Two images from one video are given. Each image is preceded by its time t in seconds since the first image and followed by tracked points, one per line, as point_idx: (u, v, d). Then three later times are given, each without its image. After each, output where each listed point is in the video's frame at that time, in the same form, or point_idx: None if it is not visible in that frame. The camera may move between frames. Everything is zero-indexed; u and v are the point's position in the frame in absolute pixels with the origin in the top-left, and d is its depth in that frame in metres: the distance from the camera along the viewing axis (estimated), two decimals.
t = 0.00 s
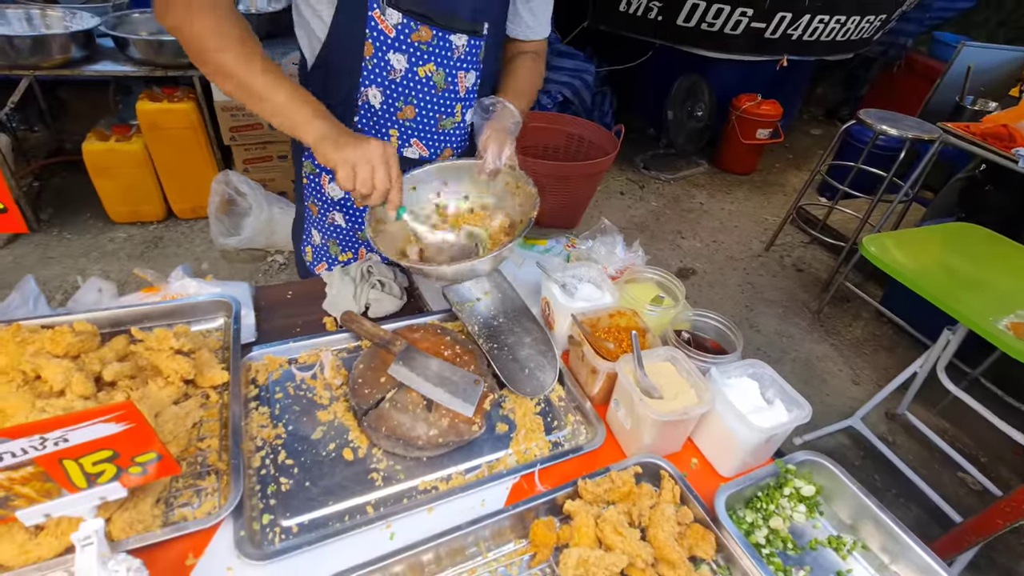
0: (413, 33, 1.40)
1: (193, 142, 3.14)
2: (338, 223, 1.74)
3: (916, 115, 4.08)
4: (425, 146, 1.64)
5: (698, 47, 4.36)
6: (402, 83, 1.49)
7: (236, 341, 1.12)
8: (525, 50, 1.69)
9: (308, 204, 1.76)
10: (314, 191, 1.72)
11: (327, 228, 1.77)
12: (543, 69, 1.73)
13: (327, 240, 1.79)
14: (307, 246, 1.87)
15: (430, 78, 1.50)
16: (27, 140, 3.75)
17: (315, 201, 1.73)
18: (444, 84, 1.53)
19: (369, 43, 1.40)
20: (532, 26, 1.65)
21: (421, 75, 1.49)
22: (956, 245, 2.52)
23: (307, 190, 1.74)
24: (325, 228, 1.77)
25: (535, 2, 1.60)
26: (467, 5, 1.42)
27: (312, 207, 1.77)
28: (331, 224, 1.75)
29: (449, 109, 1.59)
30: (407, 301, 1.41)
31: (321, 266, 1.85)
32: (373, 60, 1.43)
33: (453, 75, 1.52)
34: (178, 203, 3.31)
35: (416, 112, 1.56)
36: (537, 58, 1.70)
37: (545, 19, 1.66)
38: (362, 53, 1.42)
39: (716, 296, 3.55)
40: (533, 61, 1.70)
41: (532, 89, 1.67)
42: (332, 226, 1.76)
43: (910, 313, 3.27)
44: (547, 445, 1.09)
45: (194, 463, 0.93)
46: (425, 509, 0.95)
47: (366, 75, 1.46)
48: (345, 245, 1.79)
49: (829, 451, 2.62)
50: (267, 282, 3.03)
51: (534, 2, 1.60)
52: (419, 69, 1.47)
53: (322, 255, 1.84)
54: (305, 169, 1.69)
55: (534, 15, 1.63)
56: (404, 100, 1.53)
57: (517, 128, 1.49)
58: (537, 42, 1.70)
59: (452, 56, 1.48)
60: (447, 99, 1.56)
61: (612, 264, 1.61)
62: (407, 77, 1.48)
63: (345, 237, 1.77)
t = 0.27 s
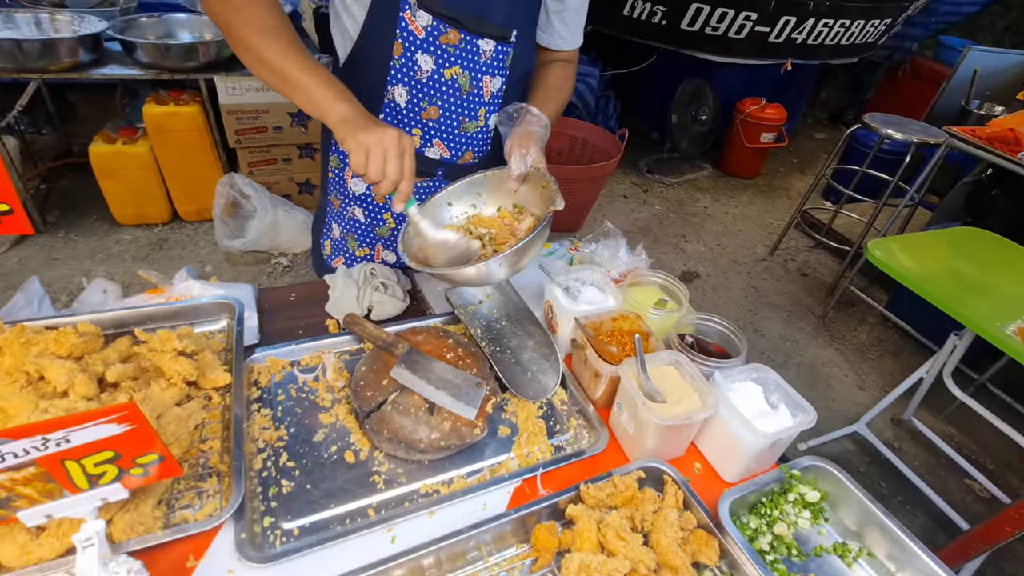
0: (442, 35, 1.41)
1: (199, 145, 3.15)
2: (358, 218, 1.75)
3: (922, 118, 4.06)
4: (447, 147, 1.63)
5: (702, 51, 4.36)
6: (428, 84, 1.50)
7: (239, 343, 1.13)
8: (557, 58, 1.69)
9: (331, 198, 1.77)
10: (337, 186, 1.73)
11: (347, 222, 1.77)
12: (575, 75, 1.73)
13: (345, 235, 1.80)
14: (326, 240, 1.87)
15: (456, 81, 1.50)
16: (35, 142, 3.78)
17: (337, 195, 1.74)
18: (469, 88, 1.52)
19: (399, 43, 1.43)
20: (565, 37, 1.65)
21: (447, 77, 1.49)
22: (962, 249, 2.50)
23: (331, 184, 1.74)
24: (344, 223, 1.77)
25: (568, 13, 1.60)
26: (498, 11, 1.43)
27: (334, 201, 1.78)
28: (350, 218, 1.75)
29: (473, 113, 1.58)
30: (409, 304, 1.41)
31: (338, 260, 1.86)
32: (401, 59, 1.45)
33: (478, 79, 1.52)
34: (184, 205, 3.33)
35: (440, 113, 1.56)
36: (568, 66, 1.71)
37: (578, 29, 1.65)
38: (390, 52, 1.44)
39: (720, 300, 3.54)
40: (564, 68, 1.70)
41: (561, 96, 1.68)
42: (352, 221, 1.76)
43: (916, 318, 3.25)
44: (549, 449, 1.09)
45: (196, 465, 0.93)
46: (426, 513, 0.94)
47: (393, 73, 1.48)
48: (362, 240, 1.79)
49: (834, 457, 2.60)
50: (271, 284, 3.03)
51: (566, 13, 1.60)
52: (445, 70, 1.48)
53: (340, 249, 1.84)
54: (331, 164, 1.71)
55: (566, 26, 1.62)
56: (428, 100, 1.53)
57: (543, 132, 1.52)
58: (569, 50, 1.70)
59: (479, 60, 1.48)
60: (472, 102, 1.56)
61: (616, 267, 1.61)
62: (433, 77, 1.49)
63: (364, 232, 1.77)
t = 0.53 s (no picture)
0: (466, 43, 1.42)
1: (206, 153, 3.18)
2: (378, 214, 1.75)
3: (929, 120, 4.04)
4: (465, 151, 1.63)
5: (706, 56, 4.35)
6: (450, 90, 1.51)
7: (243, 350, 1.13)
8: (576, 75, 1.64)
9: (358, 193, 1.79)
10: (364, 180, 1.75)
11: (369, 217, 1.77)
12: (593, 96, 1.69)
13: (366, 230, 1.80)
14: (350, 235, 1.89)
15: (476, 88, 1.51)
16: (46, 152, 3.83)
17: (362, 189, 1.76)
18: (490, 95, 1.53)
19: (424, 49, 1.44)
20: (587, 51, 1.59)
21: (468, 85, 1.50)
22: (972, 251, 2.47)
23: (359, 179, 1.77)
24: (367, 218, 1.78)
25: (593, 28, 1.55)
26: (525, 22, 1.43)
27: (360, 197, 1.79)
28: (372, 214, 1.75)
29: (492, 119, 1.58)
30: (414, 309, 1.41)
31: (358, 256, 1.85)
32: (426, 65, 1.46)
33: (499, 87, 1.52)
34: (191, 213, 3.35)
35: (460, 118, 1.56)
36: (587, 84, 1.66)
37: (602, 45, 1.59)
38: (416, 57, 1.46)
39: (726, 304, 3.51)
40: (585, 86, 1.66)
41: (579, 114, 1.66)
42: (374, 216, 1.76)
43: (926, 321, 3.22)
44: (555, 455, 1.08)
45: (200, 472, 0.93)
46: (431, 520, 0.94)
47: (417, 78, 1.49)
48: (382, 236, 1.79)
49: (844, 462, 2.57)
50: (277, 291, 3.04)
51: (591, 27, 1.55)
52: (467, 78, 1.49)
53: (361, 244, 1.84)
54: (359, 160, 1.74)
55: (590, 40, 1.57)
56: (449, 106, 1.53)
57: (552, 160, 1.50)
58: (592, 68, 1.64)
59: (501, 70, 1.49)
60: (491, 110, 1.56)
61: (620, 272, 1.61)
62: (455, 84, 1.50)
63: (383, 228, 1.77)
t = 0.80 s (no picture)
0: (475, 46, 1.42)
1: (206, 164, 3.18)
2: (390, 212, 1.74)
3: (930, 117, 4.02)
4: (473, 152, 1.63)
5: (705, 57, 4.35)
6: (459, 91, 1.50)
7: (242, 361, 1.11)
8: (594, 78, 1.64)
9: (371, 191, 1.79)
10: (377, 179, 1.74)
11: (380, 216, 1.77)
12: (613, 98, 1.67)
13: (377, 228, 1.80)
14: (364, 231, 1.89)
15: (484, 90, 1.50)
16: (48, 167, 3.85)
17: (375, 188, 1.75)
18: (498, 97, 1.51)
19: (435, 51, 1.44)
20: (603, 58, 1.60)
21: (477, 87, 1.49)
22: (977, 248, 2.45)
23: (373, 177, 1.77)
24: (378, 215, 1.78)
25: (607, 35, 1.55)
26: (534, 28, 1.42)
27: (373, 196, 1.79)
28: (383, 212, 1.75)
29: (501, 122, 1.57)
30: (414, 317, 1.39)
31: (370, 252, 1.87)
32: (436, 67, 1.46)
33: (507, 90, 1.51)
34: (192, 224, 3.36)
35: (469, 119, 1.55)
36: (606, 87, 1.65)
37: (618, 51, 1.60)
38: (427, 59, 1.45)
39: (730, 305, 3.49)
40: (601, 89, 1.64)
41: (593, 119, 1.61)
42: (385, 215, 1.76)
43: (933, 319, 3.19)
44: (559, 464, 1.06)
45: (199, 488, 0.91)
46: (433, 533, 0.92)
47: (428, 79, 1.49)
48: (392, 234, 1.79)
49: (854, 464, 2.54)
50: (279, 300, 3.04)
51: (605, 35, 1.55)
52: (476, 80, 1.48)
53: (372, 241, 1.85)
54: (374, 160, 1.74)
55: (605, 47, 1.58)
56: (458, 107, 1.53)
57: (573, 153, 1.48)
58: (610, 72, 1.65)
59: (510, 73, 1.47)
60: (500, 112, 1.55)
61: (622, 276, 1.59)
62: (464, 86, 1.49)
63: (393, 227, 1.76)
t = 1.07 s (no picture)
0: (480, 52, 1.40)
1: (201, 176, 3.17)
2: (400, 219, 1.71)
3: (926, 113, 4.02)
4: (480, 158, 1.59)
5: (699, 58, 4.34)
6: (466, 98, 1.49)
7: (235, 376, 1.09)
8: (591, 90, 1.60)
9: (380, 198, 1.76)
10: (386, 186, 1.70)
11: (391, 222, 1.74)
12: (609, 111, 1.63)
13: (388, 235, 1.76)
14: (374, 239, 1.86)
15: (490, 96, 1.48)
16: (44, 183, 3.84)
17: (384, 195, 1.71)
18: (503, 102, 1.50)
19: (440, 59, 1.42)
20: (599, 64, 1.56)
21: (483, 93, 1.47)
22: (979, 244, 2.43)
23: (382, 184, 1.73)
24: (388, 222, 1.74)
25: (604, 40, 1.52)
26: (538, 33, 1.41)
27: (382, 202, 1.76)
28: (394, 219, 1.71)
29: (507, 126, 1.54)
30: (411, 326, 1.37)
31: (380, 259, 1.83)
32: (442, 74, 1.45)
33: (513, 95, 1.49)
34: (189, 237, 3.34)
35: (476, 125, 1.53)
36: (602, 99, 1.61)
37: (615, 58, 1.56)
38: (433, 67, 1.44)
39: (731, 306, 3.46)
40: (598, 100, 1.61)
41: (588, 127, 1.58)
42: (396, 221, 1.72)
43: (936, 316, 3.16)
44: (561, 474, 1.03)
45: (192, 508, 0.89)
46: (433, 549, 0.89)
47: (434, 87, 1.48)
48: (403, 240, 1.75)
49: (861, 464, 2.50)
50: (277, 311, 3.01)
51: (602, 40, 1.52)
52: (481, 86, 1.46)
53: (383, 249, 1.81)
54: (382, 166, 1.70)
55: (601, 53, 1.54)
56: (465, 113, 1.51)
57: (553, 176, 1.45)
58: (606, 81, 1.61)
59: (514, 78, 1.46)
60: (506, 117, 1.53)
61: (622, 280, 1.57)
62: (470, 93, 1.48)
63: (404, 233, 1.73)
